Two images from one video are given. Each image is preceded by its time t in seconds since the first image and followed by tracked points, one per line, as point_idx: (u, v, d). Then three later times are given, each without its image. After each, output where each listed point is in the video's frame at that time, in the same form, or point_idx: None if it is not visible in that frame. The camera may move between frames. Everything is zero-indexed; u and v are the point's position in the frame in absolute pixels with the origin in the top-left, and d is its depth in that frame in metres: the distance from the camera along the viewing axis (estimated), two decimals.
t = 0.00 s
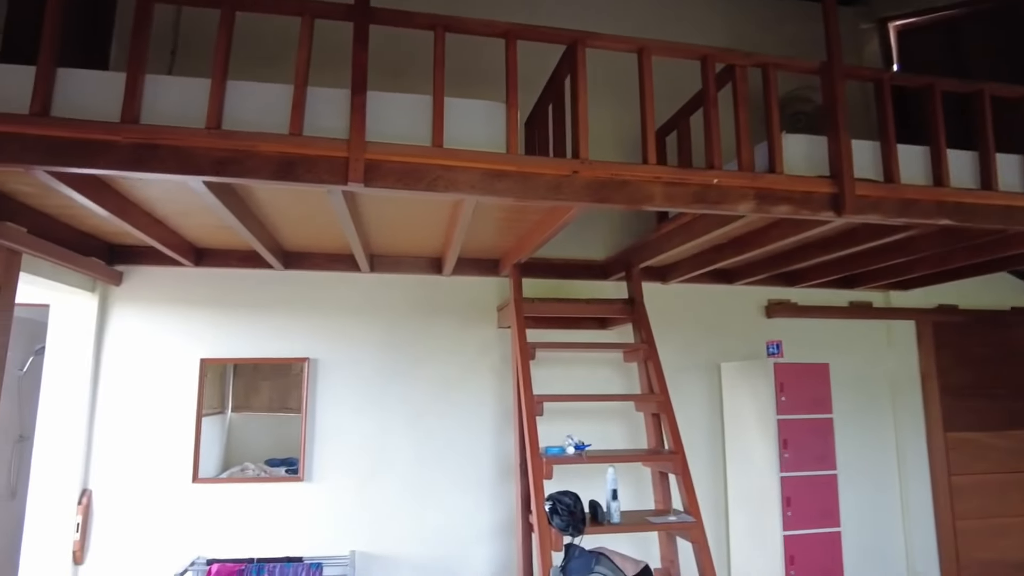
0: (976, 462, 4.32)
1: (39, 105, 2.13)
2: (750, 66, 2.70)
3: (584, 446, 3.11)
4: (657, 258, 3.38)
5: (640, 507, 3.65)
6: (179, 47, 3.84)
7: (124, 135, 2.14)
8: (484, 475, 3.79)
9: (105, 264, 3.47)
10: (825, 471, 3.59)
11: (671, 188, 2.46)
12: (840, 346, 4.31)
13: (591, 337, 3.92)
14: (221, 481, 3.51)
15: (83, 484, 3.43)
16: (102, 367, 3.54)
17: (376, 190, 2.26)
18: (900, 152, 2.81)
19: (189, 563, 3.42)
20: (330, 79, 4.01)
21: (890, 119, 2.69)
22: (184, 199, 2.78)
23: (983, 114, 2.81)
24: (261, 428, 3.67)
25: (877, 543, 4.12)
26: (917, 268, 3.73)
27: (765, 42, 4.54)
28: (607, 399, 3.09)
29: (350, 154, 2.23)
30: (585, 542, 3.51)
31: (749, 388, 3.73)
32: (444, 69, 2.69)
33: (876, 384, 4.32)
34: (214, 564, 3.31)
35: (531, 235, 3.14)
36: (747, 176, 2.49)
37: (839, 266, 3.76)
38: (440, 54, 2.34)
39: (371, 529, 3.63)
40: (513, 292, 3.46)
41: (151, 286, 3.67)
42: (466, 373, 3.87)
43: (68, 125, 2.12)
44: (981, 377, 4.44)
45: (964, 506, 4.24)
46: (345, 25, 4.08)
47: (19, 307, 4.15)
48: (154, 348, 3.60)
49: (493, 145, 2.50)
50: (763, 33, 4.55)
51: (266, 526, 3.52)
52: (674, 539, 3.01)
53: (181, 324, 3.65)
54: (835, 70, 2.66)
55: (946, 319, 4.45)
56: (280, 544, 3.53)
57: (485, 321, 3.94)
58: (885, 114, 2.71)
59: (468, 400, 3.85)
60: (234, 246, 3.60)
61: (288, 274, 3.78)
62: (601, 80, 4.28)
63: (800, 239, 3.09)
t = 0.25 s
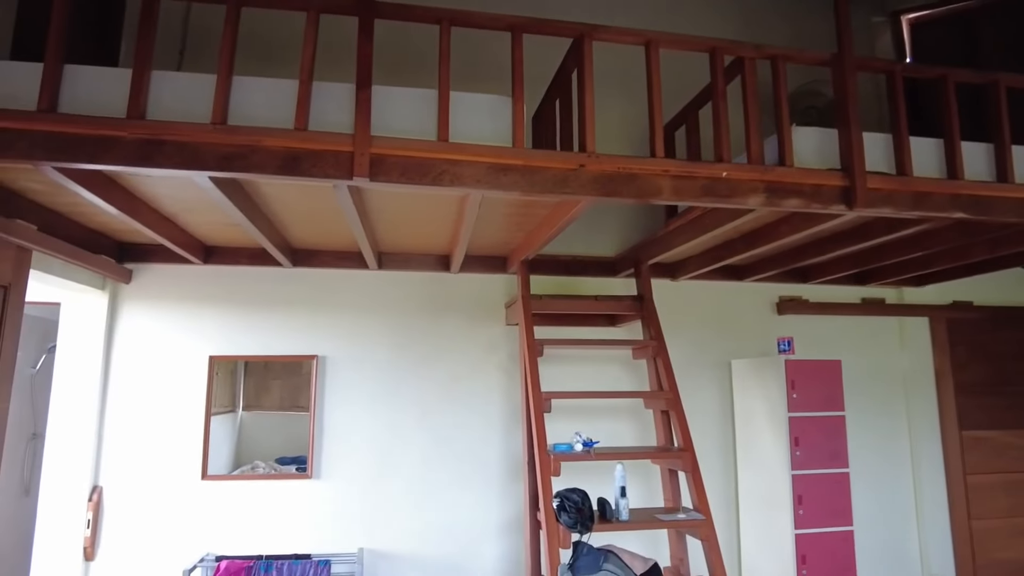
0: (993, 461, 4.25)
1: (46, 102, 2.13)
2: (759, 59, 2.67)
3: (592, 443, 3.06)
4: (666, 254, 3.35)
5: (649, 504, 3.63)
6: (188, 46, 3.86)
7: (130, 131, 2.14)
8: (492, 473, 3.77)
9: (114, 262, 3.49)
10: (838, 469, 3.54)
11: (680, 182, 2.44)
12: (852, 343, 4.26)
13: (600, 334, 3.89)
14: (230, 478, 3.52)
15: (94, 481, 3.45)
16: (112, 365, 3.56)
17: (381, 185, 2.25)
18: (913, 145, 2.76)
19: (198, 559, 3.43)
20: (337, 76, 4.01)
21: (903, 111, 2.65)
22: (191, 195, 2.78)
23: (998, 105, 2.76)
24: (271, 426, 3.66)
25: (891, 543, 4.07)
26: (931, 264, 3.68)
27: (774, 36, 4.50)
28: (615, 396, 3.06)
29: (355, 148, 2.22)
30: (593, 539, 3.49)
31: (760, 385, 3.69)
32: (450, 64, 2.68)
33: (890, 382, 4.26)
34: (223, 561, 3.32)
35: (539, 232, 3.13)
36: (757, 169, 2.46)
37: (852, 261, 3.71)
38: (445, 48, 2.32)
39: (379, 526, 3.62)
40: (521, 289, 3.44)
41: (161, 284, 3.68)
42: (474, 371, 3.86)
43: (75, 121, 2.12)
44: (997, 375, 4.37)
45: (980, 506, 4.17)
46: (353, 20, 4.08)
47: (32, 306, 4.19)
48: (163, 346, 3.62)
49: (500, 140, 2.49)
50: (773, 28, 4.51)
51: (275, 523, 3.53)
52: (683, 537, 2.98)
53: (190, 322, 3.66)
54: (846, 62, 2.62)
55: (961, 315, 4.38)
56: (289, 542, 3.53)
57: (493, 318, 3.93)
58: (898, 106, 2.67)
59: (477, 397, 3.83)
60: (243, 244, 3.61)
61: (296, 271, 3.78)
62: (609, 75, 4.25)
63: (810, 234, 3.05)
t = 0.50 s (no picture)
0: (1001, 457, 4.20)
1: (47, 96, 2.14)
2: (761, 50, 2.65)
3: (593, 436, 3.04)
4: (668, 248, 3.34)
5: (651, 499, 3.62)
6: (190, 43, 3.88)
7: (129, 124, 2.15)
8: (495, 469, 3.77)
9: (118, 258, 3.51)
10: (842, 465, 3.52)
11: (679, 174, 2.42)
12: (858, 339, 4.23)
13: (602, 329, 3.88)
14: (234, 472, 3.54)
15: (99, 475, 3.47)
16: (116, 360, 3.58)
17: (379, 177, 2.25)
18: (916, 136, 2.74)
19: (201, 553, 3.44)
20: (339, 72, 4.02)
21: (906, 102, 2.62)
22: (193, 190, 2.79)
23: (1004, 96, 2.73)
24: (278, 424, 3.65)
25: (897, 539, 4.04)
26: (938, 258, 3.65)
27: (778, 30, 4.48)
28: (617, 390, 3.05)
29: (353, 141, 2.23)
30: (594, 533, 3.48)
31: (764, 380, 3.66)
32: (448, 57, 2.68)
33: (895, 378, 4.23)
34: (226, 554, 3.33)
35: (540, 226, 3.12)
36: (757, 161, 2.44)
37: (856, 256, 3.69)
38: (443, 40, 2.31)
39: (381, 522, 3.62)
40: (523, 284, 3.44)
41: (165, 280, 3.70)
42: (477, 367, 3.85)
43: (74, 114, 2.13)
44: (1005, 370, 4.33)
45: (988, 503, 4.13)
46: (347, 14, 4.09)
47: (38, 302, 4.22)
48: (167, 342, 3.64)
49: (499, 133, 2.48)
50: (777, 22, 4.50)
51: (278, 518, 3.54)
52: (685, 531, 2.97)
53: (194, 318, 3.68)
54: (848, 53, 2.60)
55: (968, 311, 4.34)
56: (291, 537, 3.54)
57: (496, 314, 3.93)
58: (901, 96, 2.65)
59: (479, 393, 3.83)
60: (246, 239, 3.62)
61: (299, 267, 3.79)
62: (611, 70, 4.24)
63: (813, 227, 3.03)
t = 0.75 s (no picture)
0: (1001, 453, 4.20)
1: (48, 91, 2.15)
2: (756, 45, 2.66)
3: (590, 431, 3.06)
4: (666, 243, 3.35)
5: (649, 493, 3.63)
6: (191, 42, 3.91)
7: (129, 119, 2.17)
8: (494, 464, 3.79)
9: (120, 254, 3.53)
10: (839, 460, 3.53)
11: (674, 167, 2.44)
12: (857, 335, 4.23)
13: (600, 325, 3.90)
14: (235, 467, 3.56)
15: (100, 470, 3.49)
16: (118, 356, 3.61)
17: (376, 171, 2.27)
18: (911, 131, 2.75)
19: (202, 547, 3.47)
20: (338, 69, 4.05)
21: (901, 97, 2.63)
22: (193, 186, 2.81)
23: (999, 91, 2.74)
24: (279, 421, 3.68)
25: (895, 535, 4.04)
26: (936, 253, 3.65)
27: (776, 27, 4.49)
28: (614, 384, 3.06)
29: (350, 135, 2.25)
30: (591, 526, 3.50)
31: (761, 375, 3.67)
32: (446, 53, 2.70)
33: (894, 374, 4.23)
34: (226, 549, 3.35)
35: (537, 221, 3.13)
36: (752, 155, 2.45)
37: (854, 251, 3.70)
38: (440, 36, 2.33)
39: (381, 516, 3.64)
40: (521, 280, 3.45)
41: (166, 276, 3.73)
42: (476, 363, 3.87)
43: (74, 109, 2.15)
44: (1004, 366, 4.32)
45: (987, 499, 4.13)
46: (345, 11, 4.12)
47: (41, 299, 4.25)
48: (168, 338, 3.66)
49: (495, 128, 2.50)
50: (775, 19, 4.51)
51: (278, 512, 3.56)
52: (682, 525, 2.99)
53: (195, 314, 3.70)
54: (843, 48, 2.61)
55: (967, 307, 4.34)
56: (291, 531, 3.56)
57: (495, 310, 3.94)
58: (897, 91, 2.66)
59: (478, 389, 3.85)
60: (246, 236, 3.64)
61: (299, 263, 3.81)
62: (609, 66, 4.26)
63: (809, 221, 3.04)
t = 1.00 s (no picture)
0: (996, 452, 4.21)
1: (45, 90, 2.17)
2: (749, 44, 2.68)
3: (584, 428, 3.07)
4: (661, 242, 3.36)
5: (644, 489, 3.65)
6: (190, 41, 3.93)
7: (125, 117, 2.19)
8: (490, 462, 3.80)
9: (118, 253, 3.55)
10: (834, 458, 3.55)
11: (667, 165, 2.45)
12: (852, 333, 4.25)
13: (596, 323, 3.91)
14: (233, 465, 3.58)
15: (98, 467, 3.51)
16: (117, 354, 3.63)
17: (370, 169, 2.29)
18: (904, 129, 2.76)
19: (199, 544, 3.48)
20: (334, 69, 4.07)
21: (893, 95, 2.64)
22: (190, 184, 2.83)
23: (991, 89, 2.75)
24: (277, 420, 3.69)
25: (890, 532, 4.05)
26: (931, 252, 3.67)
27: (772, 27, 4.51)
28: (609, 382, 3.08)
29: (344, 133, 2.26)
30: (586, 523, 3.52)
31: (756, 373, 3.68)
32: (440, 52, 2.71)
33: (889, 372, 4.25)
34: (224, 545, 3.37)
35: (532, 220, 3.15)
36: (744, 153, 2.47)
37: (849, 250, 3.71)
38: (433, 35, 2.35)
39: (378, 514, 3.66)
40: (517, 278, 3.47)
41: (165, 274, 3.75)
42: (472, 361, 3.89)
43: (70, 108, 2.17)
44: (1000, 365, 4.33)
45: (982, 497, 4.13)
46: (342, 10, 4.14)
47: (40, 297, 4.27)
48: (167, 336, 3.68)
49: (489, 126, 2.52)
50: (771, 19, 4.53)
51: (276, 510, 3.58)
52: (676, 521, 3.01)
53: (193, 312, 3.72)
54: (836, 47, 2.62)
55: (963, 305, 4.35)
56: (289, 528, 3.58)
57: (491, 308, 3.96)
58: (889, 89, 2.67)
59: (475, 386, 3.86)
60: (244, 234, 3.66)
61: (296, 262, 3.83)
62: (605, 65, 4.28)
63: (803, 219, 3.05)
